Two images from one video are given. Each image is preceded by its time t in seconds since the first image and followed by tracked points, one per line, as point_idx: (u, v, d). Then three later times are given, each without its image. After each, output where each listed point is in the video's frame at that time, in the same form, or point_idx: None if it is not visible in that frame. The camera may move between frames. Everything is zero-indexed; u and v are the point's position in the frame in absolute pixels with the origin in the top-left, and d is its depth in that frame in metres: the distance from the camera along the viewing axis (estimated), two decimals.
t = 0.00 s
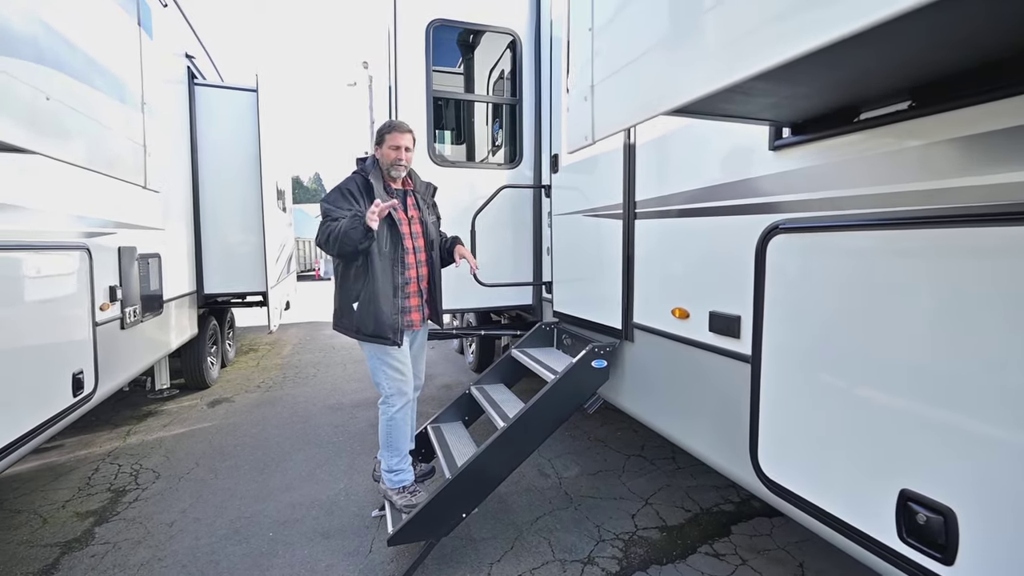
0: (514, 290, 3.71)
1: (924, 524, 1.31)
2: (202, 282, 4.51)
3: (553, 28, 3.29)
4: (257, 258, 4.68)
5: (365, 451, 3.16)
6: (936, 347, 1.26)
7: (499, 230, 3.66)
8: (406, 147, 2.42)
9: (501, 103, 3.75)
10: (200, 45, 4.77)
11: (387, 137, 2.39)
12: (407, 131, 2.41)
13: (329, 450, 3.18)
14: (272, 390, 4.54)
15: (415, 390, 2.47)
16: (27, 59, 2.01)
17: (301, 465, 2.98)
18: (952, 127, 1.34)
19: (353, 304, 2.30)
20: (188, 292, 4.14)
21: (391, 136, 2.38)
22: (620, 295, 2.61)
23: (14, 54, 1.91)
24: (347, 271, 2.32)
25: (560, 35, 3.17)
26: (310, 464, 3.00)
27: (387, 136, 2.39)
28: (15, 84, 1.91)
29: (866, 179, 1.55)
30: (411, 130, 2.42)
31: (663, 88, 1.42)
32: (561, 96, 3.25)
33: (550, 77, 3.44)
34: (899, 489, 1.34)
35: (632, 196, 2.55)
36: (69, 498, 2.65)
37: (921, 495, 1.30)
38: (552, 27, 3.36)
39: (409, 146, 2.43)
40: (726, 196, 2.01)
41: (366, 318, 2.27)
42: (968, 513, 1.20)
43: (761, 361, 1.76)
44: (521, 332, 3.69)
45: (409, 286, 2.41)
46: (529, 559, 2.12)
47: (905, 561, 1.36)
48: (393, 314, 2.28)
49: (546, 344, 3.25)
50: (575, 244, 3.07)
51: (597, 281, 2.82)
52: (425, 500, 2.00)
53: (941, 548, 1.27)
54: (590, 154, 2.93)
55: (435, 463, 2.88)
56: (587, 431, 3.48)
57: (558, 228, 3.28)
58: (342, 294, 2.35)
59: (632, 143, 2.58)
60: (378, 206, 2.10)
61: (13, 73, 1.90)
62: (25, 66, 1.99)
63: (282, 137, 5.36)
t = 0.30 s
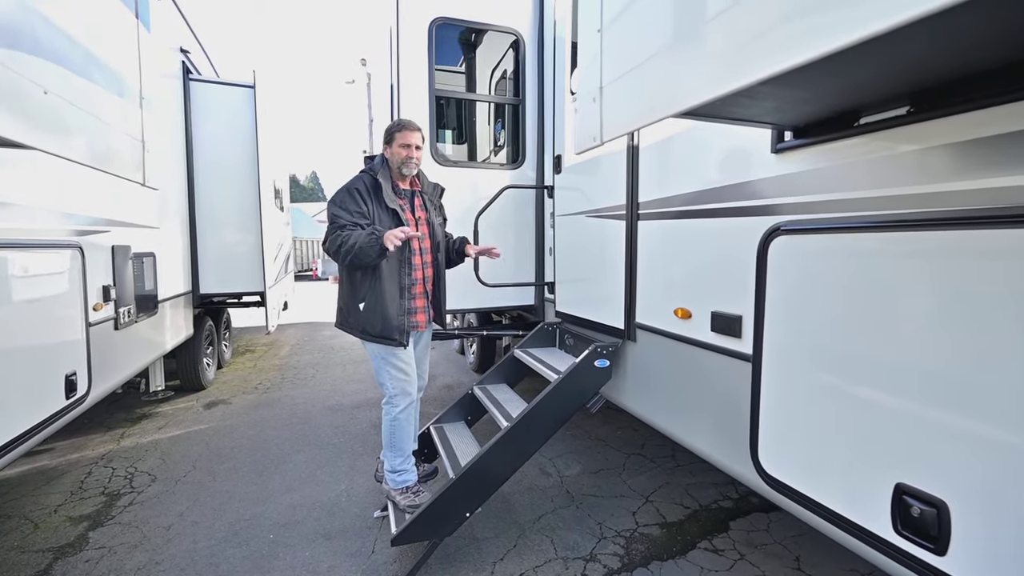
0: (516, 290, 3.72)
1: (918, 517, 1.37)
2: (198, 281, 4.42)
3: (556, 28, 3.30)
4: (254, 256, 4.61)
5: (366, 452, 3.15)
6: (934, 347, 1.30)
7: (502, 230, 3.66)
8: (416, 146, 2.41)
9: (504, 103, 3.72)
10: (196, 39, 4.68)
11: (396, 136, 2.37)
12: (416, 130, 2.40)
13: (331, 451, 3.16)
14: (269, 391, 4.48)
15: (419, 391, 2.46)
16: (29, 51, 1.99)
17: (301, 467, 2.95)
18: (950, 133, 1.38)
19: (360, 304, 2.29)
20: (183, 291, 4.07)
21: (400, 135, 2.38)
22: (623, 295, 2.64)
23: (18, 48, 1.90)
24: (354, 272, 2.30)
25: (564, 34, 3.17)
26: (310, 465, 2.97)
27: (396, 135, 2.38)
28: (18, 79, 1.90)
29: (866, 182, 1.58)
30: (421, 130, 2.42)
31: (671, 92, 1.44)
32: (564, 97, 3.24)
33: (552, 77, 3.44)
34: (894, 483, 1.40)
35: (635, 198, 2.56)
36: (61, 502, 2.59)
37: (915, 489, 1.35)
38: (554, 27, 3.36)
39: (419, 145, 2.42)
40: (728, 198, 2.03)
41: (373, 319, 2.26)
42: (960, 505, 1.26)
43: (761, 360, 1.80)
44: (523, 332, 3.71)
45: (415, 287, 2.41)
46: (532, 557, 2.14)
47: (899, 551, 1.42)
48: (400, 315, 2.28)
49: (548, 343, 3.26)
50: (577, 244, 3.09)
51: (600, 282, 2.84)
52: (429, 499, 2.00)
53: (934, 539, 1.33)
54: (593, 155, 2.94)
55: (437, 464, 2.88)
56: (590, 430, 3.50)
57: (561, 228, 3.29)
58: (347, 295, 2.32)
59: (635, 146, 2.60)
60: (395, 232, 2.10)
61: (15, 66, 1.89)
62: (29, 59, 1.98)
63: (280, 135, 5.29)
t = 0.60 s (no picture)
0: (515, 292, 3.72)
1: (917, 516, 1.39)
2: (191, 284, 4.34)
3: (557, 33, 3.34)
4: (250, 259, 4.56)
5: (364, 456, 3.10)
6: (933, 348, 1.33)
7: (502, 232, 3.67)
8: (423, 150, 2.40)
9: (503, 106, 3.76)
10: (193, 39, 4.63)
11: (403, 138, 2.36)
12: (424, 133, 2.39)
13: (329, 456, 3.11)
14: (263, 395, 4.41)
15: (422, 394, 2.44)
16: (31, 50, 1.98)
17: (297, 472, 2.89)
18: (943, 141, 1.42)
19: (363, 304, 2.29)
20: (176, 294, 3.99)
21: (406, 138, 2.37)
22: (623, 296, 2.65)
23: (18, 47, 1.87)
24: (358, 271, 2.31)
25: (565, 39, 3.20)
26: (305, 470, 2.92)
27: (403, 138, 2.37)
28: (19, 79, 1.88)
29: (861, 188, 1.61)
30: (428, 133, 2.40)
31: (675, 95, 1.46)
32: (565, 100, 3.26)
33: (552, 82, 3.47)
34: (893, 482, 1.43)
35: (634, 200, 2.58)
36: (46, 512, 2.51)
37: (914, 488, 1.38)
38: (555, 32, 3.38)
39: (426, 149, 2.42)
40: (726, 202, 2.06)
41: (376, 318, 2.25)
42: (957, 504, 1.29)
43: (762, 361, 1.82)
44: (523, 334, 3.70)
45: (419, 287, 2.40)
46: (533, 562, 2.12)
47: (897, 549, 1.45)
48: (403, 313, 2.26)
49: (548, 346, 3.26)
50: (578, 246, 3.10)
51: (600, 283, 2.85)
52: (430, 504, 1.98)
53: (932, 538, 1.35)
54: (593, 158, 2.96)
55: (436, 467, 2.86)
56: (588, 433, 3.49)
57: (561, 230, 3.30)
58: (351, 293, 2.34)
59: (634, 151, 2.62)
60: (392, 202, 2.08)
61: (15, 64, 1.85)
62: (29, 58, 1.96)
63: (277, 136, 5.26)
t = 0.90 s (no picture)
0: (514, 295, 3.73)
1: (915, 516, 1.40)
2: (186, 288, 4.29)
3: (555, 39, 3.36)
4: (247, 261, 4.53)
5: (363, 461, 3.08)
6: (932, 349, 1.34)
7: (501, 235, 3.67)
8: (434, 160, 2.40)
9: (502, 110, 3.79)
10: (190, 41, 4.61)
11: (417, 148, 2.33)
12: (439, 144, 2.40)
13: (328, 460, 3.08)
14: (260, 399, 4.37)
15: (424, 398, 2.43)
16: (29, 50, 1.99)
17: (295, 478, 2.87)
18: (938, 145, 1.43)
19: (368, 308, 2.26)
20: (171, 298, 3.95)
21: (417, 147, 2.34)
22: (623, 300, 2.65)
23: (16, 48, 1.89)
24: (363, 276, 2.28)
25: (564, 43, 3.22)
26: (303, 476, 2.89)
27: (415, 147, 2.34)
28: (18, 80, 1.90)
29: (859, 191, 1.62)
30: (441, 144, 2.41)
31: (677, 100, 1.47)
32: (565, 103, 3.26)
33: (551, 87, 3.49)
34: (891, 483, 1.44)
35: (634, 203, 2.58)
36: (36, 520, 2.46)
37: (913, 488, 1.39)
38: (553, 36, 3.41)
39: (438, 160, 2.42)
40: (725, 205, 2.07)
41: (383, 322, 2.24)
42: (954, 503, 1.30)
43: (761, 363, 1.84)
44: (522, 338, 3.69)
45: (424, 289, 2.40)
46: (533, 566, 2.11)
47: (895, 550, 1.46)
48: (411, 317, 2.27)
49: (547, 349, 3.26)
50: (577, 249, 3.10)
51: (600, 286, 2.86)
52: (431, 508, 1.97)
53: (930, 537, 1.37)
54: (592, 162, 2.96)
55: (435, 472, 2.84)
56: (587, 436, 3.49)
57: (560, 233, 3.31)
58: (354, 298, 2.31)
59: (634, 155, 2.63)
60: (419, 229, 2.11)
61: (12, 66, 1.86)
62: (27, 59, 1.97)
63: (274, 138, 5.23)
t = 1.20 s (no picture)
0: (512, 298, 3.72)
1: (912, 517, 1.41)
2: (183, 291, 4.28)
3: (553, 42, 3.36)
4: (242, 264, 4.50)
5: (361, 465, 3.08)
6: (930, 352, 1.35)
7: (499, 239, 3.67)
8: (437, 164, 2.47)
9: (500, 112, 3.78)
10: (186, 45, 4.58)
11: (422, 154, 2.41)
12: (440, 149, 2.46)
13: (326, 464, 3.08)
14: (257, 403, 4.36)
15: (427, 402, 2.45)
16: (24, 52, 1.97)
17: (293, 482, 2.86)
18: (936, 149, 1.44)
19: (379, 312, 2.27)
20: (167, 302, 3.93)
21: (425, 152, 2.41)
22: (621, 303, 2.66)
23: (11, 49, 1.87)
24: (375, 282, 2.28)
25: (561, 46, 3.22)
26: (301, 480, 2.89)
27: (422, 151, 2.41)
28: (12, 82, 1.88)
29: (857, 194, 1.63)
30: (443, 150, 2.48)
31: (676, 103, 1.47)
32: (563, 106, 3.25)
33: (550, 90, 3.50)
34: (888, 484, 1.45)
35: (632, 207, 2.59)
36: (33, 525, 2.45)
37: (909, 489, 1.40)
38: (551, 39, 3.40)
39: (440, 164, 2.49)
40: (722, 209, 2.07)
41: (395, 328, 2.26)
42: (951, 504, 1.32)
43: (759, 365, 1.85)
44: (521, 340, 3.69)
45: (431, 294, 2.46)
46: (532, 568, 2.12)
47: (891, 549, 1.47)
48: (422, 324, 2.33)
49: (545, 352, 3.28)
50: (575, 253, 3.10)
51: (598, 290, 2.86)
52: (431, 510, 1.98)
53: (926, 537, 1.38)
54: (589, 165, 2.97)
55: (434, 475, 2.85)
56: (585, 439, 3.50)
57: (558, 237, 3.31)
58: (366, 304, 2.29)
59: (633, 158, 2.63)
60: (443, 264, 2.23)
61: (7, 68, 1.85)
62: (22, 60, 1.95)
63: (271, 141, 5.22)
